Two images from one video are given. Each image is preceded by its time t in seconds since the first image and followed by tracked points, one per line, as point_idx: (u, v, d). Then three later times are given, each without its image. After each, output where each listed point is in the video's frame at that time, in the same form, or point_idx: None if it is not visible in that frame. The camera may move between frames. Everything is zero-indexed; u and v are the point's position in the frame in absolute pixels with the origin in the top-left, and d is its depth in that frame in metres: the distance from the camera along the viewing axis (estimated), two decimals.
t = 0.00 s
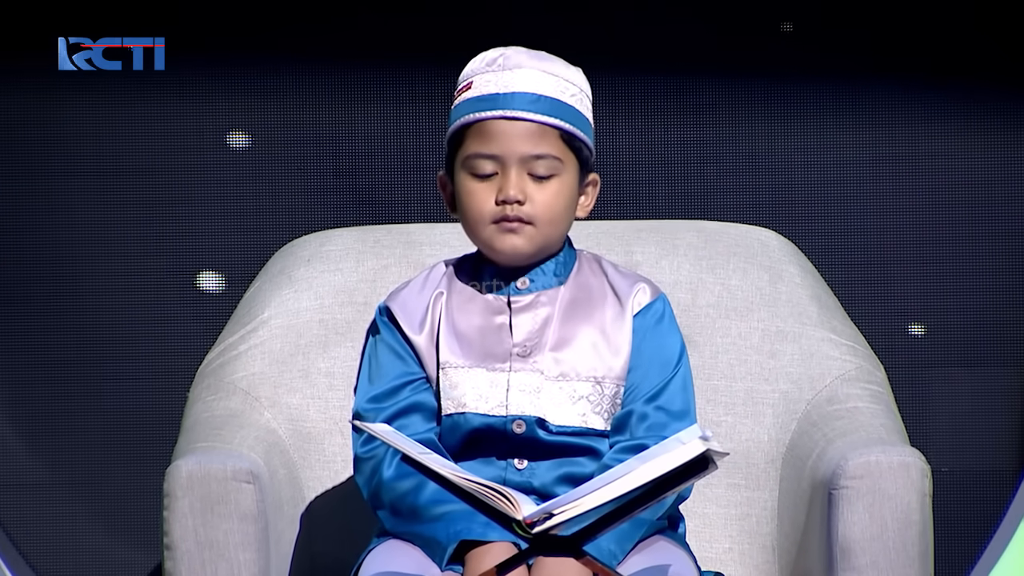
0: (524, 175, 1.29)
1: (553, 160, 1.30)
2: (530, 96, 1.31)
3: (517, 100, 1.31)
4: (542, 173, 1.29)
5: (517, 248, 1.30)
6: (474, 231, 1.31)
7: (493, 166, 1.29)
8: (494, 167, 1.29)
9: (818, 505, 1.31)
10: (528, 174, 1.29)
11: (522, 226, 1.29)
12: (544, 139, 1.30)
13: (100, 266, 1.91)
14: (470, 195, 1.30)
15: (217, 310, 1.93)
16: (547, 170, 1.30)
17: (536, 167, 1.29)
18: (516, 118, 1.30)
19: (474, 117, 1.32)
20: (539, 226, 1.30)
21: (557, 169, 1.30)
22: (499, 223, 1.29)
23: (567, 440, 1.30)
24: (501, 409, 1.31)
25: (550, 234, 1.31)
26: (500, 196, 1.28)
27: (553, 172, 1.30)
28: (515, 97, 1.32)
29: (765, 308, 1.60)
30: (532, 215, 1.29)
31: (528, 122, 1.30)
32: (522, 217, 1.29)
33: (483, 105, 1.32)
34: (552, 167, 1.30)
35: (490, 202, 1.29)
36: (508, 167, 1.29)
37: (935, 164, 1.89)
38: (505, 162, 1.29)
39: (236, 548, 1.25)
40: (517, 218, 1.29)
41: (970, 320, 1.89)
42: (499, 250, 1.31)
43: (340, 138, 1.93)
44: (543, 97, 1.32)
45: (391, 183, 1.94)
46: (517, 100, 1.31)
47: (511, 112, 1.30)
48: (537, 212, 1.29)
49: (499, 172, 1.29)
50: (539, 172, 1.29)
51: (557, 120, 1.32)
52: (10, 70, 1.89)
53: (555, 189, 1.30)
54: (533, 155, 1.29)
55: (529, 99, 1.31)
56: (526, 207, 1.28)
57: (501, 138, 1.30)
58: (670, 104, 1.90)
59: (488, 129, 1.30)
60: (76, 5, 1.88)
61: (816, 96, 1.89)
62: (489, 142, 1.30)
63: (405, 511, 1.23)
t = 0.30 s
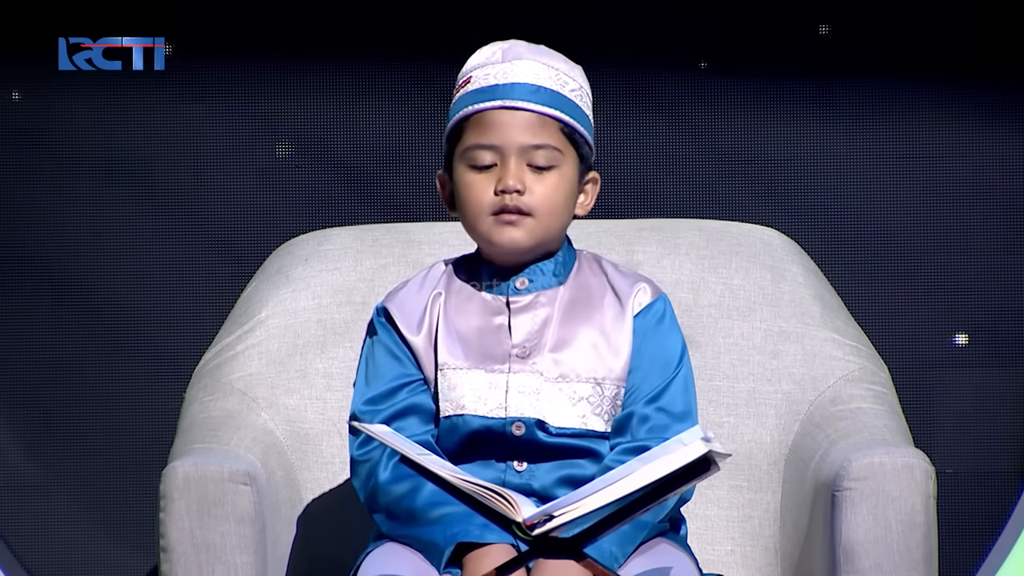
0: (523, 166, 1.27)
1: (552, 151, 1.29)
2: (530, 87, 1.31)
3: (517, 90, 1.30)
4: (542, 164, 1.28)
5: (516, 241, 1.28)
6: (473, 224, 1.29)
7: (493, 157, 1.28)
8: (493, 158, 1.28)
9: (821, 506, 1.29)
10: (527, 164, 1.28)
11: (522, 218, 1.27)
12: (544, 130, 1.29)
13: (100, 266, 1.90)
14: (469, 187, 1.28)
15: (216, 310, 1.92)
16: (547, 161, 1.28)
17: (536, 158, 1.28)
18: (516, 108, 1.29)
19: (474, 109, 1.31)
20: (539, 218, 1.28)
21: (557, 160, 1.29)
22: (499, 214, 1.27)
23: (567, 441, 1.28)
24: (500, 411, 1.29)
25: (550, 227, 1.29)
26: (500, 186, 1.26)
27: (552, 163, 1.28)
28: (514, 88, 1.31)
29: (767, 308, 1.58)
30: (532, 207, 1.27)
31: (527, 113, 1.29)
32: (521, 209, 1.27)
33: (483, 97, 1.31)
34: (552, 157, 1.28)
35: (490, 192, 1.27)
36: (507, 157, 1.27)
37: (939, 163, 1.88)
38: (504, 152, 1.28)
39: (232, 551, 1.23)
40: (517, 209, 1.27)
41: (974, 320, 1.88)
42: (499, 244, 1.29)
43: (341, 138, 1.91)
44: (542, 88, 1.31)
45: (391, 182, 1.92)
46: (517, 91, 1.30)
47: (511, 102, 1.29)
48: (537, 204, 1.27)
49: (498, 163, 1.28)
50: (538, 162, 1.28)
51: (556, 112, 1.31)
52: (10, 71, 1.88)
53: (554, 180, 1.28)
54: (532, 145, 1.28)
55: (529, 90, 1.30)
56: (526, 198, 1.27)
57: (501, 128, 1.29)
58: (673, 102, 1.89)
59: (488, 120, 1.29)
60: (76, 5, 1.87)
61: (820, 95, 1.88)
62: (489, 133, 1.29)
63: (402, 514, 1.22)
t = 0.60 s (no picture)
0: (523, 160, 1.26)
1: (552, 145, 1.28)
2: (528, 80, 1.30)
3: (514, 85, 1.29)
4: (541, 158, 1.27)
5: (519, 237, 1.26)
6: (475, 221, 1.27)
7: (492, 152, 1.27)
8: (492, 153, 1.27)
9: (824, 507, 1.28)
10: (527, 159, 1.26)
11: (524, 213, 1.26)
12: (543, 124, 1.28)
13: (99, 266, 1.89)
14: (469, 183, 1.27)
15: (217, 310, 1.91)
16: (546, 155, 1.27)
17: (536, 152, 1.27)
18: (514, 102, 1.28)
19: (472, 105, 1.30)
20: (541, 213, 1.27)
21: (556, 154, 1.28)
22: (501, 210, 1.26)
23: (568, 440, 1.27)
24: (500, 407, 1.28)
25: (552, 222, 1.28)
26: (500, 181, 1.25)
27: (552, 156, 1.27)
28: (511, 83, 1.30)
29: (769, 307, 1.57)
30: (534, 201, 1.26)
31: (525, 107, 1.28)
32: (523, 204, 1.26)
33: (480, 93, 1.30)
34: (551, 151, 1.27)
35: (490, 188, 1.26)
36: (506, 152, 1.26)
37: (943, 162, 1.87)
38: (503, 148, 1.26)
39: (231, 552, 1.22)
40: (518, 205, 1.26)
41: (978, 320, 1.87)
42: (502, 241, 1.27)
43: (342, 137, 1.90)
44: (540, 82, 1.30)
45: (392, 180, 1.92)
46: (515, 85, 1.29)
47: (508, 96, 1.28)
48: (538, 198, 1.26)
49: (498, 158, 1.26)
50: (538, 156, 1.26)
51: (554, 106, 1.30)
52: (11, 72, 1.87)
53: (554, 174, 1.27)
54: (531, 140, 1.27)
55: (526, 84, 1.29)
56: (527, 192, 1.25)
57: (500, 124, 1.27)
58: (675, 101, 1.88)
59: (487, 117, 1.28)
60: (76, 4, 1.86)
61: (823, 94, 1.87)
62: (487, 129, 1.28)
63: (402, 512, 1.20)
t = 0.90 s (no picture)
0: (523, 153, 1.25)
1: (552, 138, 1.27)
2: (528, 73, 1.29)
3: (514, 77, 1.28)
4: (542, 151, 1.26)
5: (521, 229, 1.25)
6: (475, 214, 1.26)
7: (492, 145, 1.26)
8: (493, 146, 1.26)
9: (826, 510, 1.27)
10: (527, 151, 1.25)
11: (525, 205, 1.25)
12: (542, 117, 1.27)
13: (98, 267, 1.89)
14: (470, 177, 1.26)
15: (215, 312, 1.90)
16: (547, 147, 1.26)
17: (536, 144, 1.26)
18: (514, 95, 1.27)
19: (472, 99, 1.29)
20: (541, 205, 1.25)
21: (557, 146, 1.27)
22: (501, 202, 1.25)
23: (568, 438, 1.25)
24: (500, 397, 1.27)
25: (554, 215, 1.27)
26: (500, 173, 1.24)
27: (553, 149, 1.26)
28: (512, 76, 1.29)
29: (771, 308, 1.56)
30: (535, 193, 1.25)
31: (525, 100, 1.27)
32: (524, 196, 1.24)
33: (481, 87, 1.29)
34: (552, 144, 1.26)
35: (490, 180, 1.24)
36: (507, 145, 1.25)
37: (945, 163, 1.86)
38: (503, 140, 1.26)
39: (228, 555, 1.20)
40: (519, 197, 1.25)
41: (980, 322, 1.86)
42: (503, 233, 1.26)
43: (341, 138, 1.89)
44: (540, 76, 1.29)
45: (391, 181, 1.91)
46: (515, 78, 1.28)
47: (508, 89, 1.27)
48: (540, 190, 1.25)
49: (498, 151, 1.25)
50: (538, 149, 1.25)
51: (554, 99, 1.29)
52: (11, 71, 1.87)
53: (556, 166, 1.26)
54: (531, 132, 1.26)
55: (527, 77, 1.28)
56: (527, 184, 1.24)
57: (500, 117, 1.27)
58: (677, 101, 1.87)
59: (487, 110, 1.27)
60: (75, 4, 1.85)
61: (825, 95, 1.86)
62: (487, 122, 1.27)
63: (401, 511, 1.19)
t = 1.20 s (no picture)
0: (529, 152, 1.25)
1: (558, 137, 1.26)
2: (535, 71, 1.28)
3: (521, 75, 1.27)
4: (548, 150, 1.25)
5: (526, 228, 1.25)
6: (479, 212, 1.26)
7: (498, 143, 1.25)
8: (499, 145, 1.25)
9: (827, 511, 1.26)
10: (533, 150, 1.25)
11: (531, 204, 1.24)
12: (549, 116, 1.26)
13: (96, 267, 1.88)
14: (474, 175, 1.25)
15: (215, 312, 1.89)
16: (553, 146, 1.25)
17: (542, 143, 1.25)
18: (520, 93, 1.26)
19: (478, 97, 1.28)
20: (547, 203, 1.25)
21: (563, 145, 1.26)
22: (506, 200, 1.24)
23: (569, 433, 1.25)
24: (502, 388, 1.26)
25: (559, 213, 1.26)
26: (506, 172, 1.23)
27: (558, 148, 1.26)
28: (518, 74, 1.28)
29: (772, 308, 1.55)
30: (541, 192, 1.24)
31: (532, 98, 1.26)
32: (529, 195, 1.24)
33: (487, 84, 1.28)
34: (558, 143, 1.26)
35: (495, 179, 1.24)
36: (513, 144, 1.25)
37: (947, 163, 1.86)
38: (509, 139, 1.25)
39: (226, 556, 1.20)
40: (524, 196, 1.24)
41: (982, 322, 1.85)
42: (507, 231, 1.25)
43: (341, 138, 1.89)
44: (547, 73, 1.28)
45: (392, 181, 1.90)
46: (522, 76, 1.27)
47: (515, 87, 1.26)
48: (545, 189, 1.24)
49: (503, 150, 1.25)
50: (544, 148, 1.25)
51: (561, 97, 1.28)
52: (11, 70, 1.86)
53: (562, 165, 1.25)
54: (537, 131, 1.25)
55: (533, 75, 1.27)
56: (533, 184, 1.24)
57: (506, 115, 1.26)
58: (678, 101, 1.86)
59: (493, 108, 1.26)
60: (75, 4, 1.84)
61: (828, 95, 1.85)
62: (493, 119, 1.26)
63: (401, 510, 1.18)
